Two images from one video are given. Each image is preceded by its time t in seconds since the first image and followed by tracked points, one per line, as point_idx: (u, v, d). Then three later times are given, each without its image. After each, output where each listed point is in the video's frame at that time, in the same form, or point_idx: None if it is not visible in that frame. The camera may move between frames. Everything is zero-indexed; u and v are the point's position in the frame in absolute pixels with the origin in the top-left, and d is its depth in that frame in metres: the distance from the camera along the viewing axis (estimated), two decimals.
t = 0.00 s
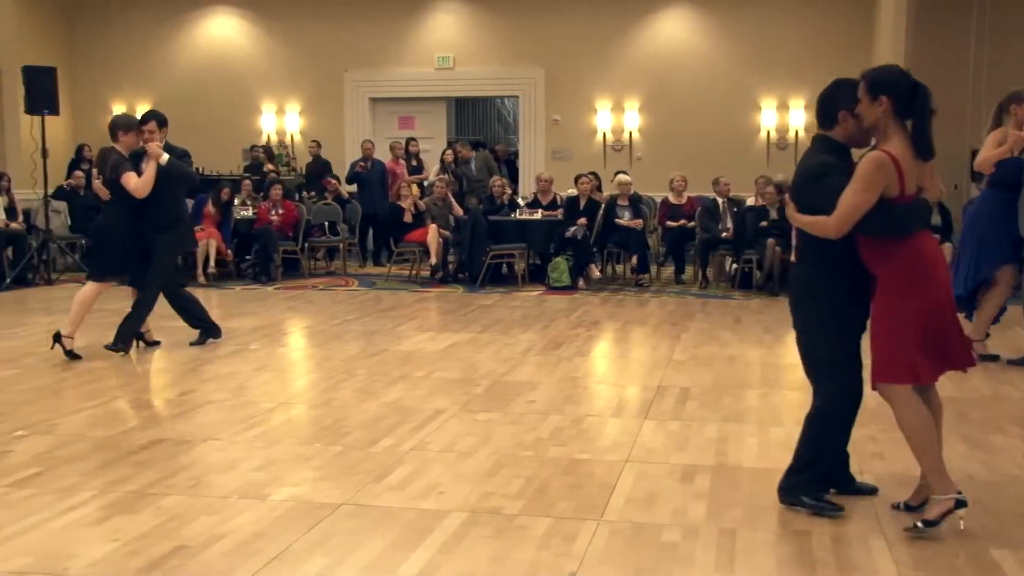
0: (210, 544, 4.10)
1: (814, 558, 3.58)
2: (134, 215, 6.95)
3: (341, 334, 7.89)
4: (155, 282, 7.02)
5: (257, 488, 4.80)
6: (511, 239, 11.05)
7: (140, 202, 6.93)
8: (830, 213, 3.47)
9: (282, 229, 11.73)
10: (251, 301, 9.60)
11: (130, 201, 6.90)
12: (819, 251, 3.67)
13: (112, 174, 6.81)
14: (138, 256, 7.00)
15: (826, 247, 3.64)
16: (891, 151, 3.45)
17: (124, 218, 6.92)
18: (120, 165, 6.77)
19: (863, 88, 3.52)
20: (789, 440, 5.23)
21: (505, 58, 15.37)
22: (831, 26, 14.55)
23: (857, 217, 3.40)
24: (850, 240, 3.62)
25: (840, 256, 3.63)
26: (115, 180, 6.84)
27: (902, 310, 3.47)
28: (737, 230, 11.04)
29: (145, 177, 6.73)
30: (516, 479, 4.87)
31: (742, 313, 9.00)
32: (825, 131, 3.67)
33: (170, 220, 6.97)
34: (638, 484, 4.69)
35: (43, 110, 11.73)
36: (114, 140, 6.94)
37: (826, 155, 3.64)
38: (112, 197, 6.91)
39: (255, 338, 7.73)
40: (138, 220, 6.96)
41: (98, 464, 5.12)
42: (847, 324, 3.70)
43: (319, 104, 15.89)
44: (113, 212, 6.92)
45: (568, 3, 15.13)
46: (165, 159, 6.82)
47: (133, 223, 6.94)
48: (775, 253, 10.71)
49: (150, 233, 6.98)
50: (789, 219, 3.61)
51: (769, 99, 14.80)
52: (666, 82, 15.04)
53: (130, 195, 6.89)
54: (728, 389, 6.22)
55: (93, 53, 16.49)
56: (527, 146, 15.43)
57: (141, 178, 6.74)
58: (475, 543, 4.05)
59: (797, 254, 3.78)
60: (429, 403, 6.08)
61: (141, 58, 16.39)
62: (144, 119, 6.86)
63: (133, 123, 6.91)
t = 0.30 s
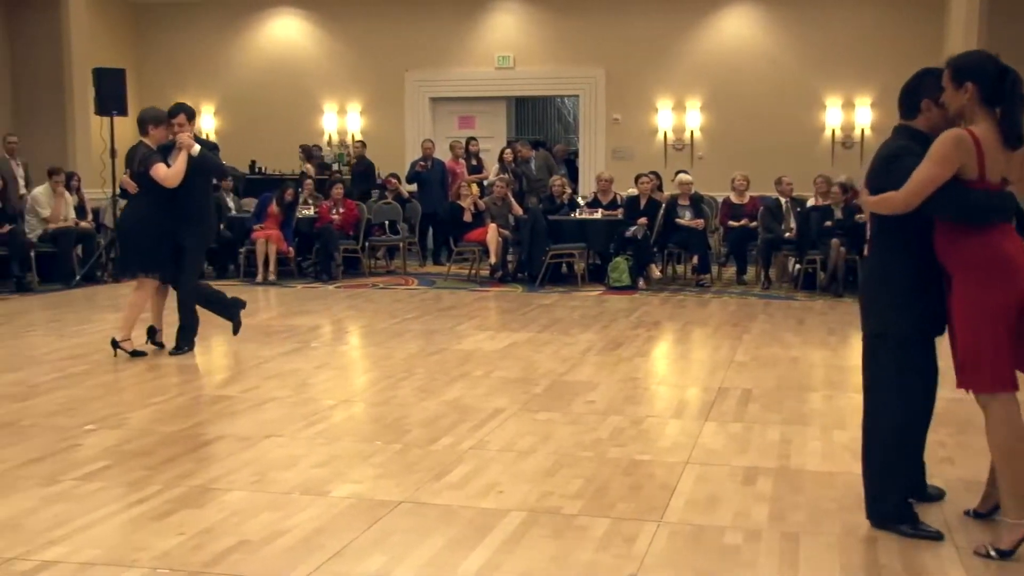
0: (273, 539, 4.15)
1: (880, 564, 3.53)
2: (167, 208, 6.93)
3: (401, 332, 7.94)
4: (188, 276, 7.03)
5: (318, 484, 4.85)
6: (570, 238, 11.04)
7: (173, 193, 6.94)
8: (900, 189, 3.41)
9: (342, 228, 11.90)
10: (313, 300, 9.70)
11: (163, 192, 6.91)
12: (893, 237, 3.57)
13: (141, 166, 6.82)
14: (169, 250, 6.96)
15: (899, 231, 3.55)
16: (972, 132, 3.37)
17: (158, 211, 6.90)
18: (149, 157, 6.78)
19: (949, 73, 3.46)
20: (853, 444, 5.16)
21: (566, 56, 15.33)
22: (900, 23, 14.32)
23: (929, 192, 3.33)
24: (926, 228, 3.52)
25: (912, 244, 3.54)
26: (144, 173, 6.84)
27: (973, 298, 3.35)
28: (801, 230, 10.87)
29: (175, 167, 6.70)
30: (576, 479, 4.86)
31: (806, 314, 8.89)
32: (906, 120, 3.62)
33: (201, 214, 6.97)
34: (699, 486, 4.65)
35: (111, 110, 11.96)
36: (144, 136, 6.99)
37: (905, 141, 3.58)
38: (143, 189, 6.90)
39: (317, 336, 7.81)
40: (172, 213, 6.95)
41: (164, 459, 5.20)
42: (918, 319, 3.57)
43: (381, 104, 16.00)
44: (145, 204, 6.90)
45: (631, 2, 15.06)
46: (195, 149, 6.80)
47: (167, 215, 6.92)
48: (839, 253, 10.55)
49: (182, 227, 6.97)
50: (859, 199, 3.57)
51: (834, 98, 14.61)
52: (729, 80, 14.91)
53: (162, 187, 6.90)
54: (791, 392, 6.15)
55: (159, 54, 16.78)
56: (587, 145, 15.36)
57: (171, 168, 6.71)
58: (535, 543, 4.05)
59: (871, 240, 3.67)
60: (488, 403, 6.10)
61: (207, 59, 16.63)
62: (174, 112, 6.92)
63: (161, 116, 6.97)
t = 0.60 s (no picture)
0: (341, 535, 4.19)
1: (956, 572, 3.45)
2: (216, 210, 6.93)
3: (467, 332, 7.97)
4: (241, 274, 7.13)
5: (385, 482, 4.89)
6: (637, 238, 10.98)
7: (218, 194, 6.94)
8: (976, 194, 3.38)
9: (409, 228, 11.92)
10: (380, 299, 9.78)
11: (210, 194, 6.89)
12: (968, 241, 3.51)
13: (187, 168, 6.78)
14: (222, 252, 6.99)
15: (977, 233, 3.48)
16: None
17: (206, 214, 6.87)
18: (196, 158, 6.76)
19: None
20: (927, 449, 5.06)
21: (634, 56, 15.26)
22: (979, 19, 13.99)
23: (1003, 195, 3.29)
24: (1005, 230, 3.43)
25: (990, 247, 3.46)
26: (189, 175, 6.80)
27: None
28: (873, 230, 10.69)
29: (224, 168, 6.72)
30: (642, 480, 4.83)
31: (879, 316, 8.74)
32: (989, 120, 3.54)
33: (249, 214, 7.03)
34: (768, 489, 4.60)
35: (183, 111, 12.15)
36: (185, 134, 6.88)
37: (986, 142, 3.51)
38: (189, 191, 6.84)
39: (384, 335, 7.88)
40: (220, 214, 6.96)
41: (234, 455, 5.28)
42: (998, 326, 3.46)
43: (449, 104, 16.09)
44: (193, 207, 6.85)
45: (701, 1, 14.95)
46: (242, 147, 6.84)
47: (216, 217, 6.91)
48: (913, 254, 10.40)
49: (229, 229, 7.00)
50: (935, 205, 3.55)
51: (910, 96, 14.34)
52: (799, 79, 14.73)
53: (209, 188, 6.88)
54: (862, 395, 6.04)
55: (231, 55, 17.04)
56: (655, 144, 15.26)
57: (219, 169, 6.73)
58: (601, 544, 4.04)
59: (947, 245, 3.62)
60: (554, 403, 6.09)
61: (277, 60, 16.86)
62: (214, 111, 6.85)
63: (203, 114, 6.84)
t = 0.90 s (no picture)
0: (414, 533, 4.22)
1: None
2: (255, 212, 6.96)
3: (539, 333, 7.97)
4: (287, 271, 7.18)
5: (457, 481, 4.91)
6: (711, 239, 10.86)
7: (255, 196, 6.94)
8: None
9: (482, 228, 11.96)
10: (452, 299, 9.83)
11: (246, 197, 6.91)
12: None
13: (231, 171, 6.77)
14: (269, 251, 7.04)
15: None
16: None
17: (245, 216, 6.93)
18: (239, 162, 6.75)
19: None
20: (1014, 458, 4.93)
21: (708, 55, 15.13)
22: None
23: None
24: None
25: None
26: (232, 178, 6.81)
27: None
28: (958, 232, 10.45)
29: (268, 173, 6.73)
30: (716, 484, 4.79)
31: (962, 319, 8.54)
32: None
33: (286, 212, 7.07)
34: (847, 495, 4.52)
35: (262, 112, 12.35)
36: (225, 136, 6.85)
37: None
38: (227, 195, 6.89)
39: (456, 335, 7.91)
40: (259, 215, 6.99)
41: (309, 452, 5.35)
42: None
43: (522, 104, 16.11)
44: (233, 210, 6.91)
45: None
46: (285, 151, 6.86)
47: (255, 220, 6.95)
48: (1001, 255, 10.12)
49: (270, 229, 7.04)
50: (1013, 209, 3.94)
51: (998, 94, 13.99)
52: (881, 77, 14.48)
53: (245, 189, 6.89)
54: (945, 401, 5.91)
55: (306, 58, 17.25)
56: (731, 144, 15.11)
57: (263, 174, 6.73)
58: (675, 547, 4.01)
59: None
60: (627, 404, 6.07)
61: (353, 62, 17.03)
62: (256, 113, 6.88)
63: (247, 118, 6.84)
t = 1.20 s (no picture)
0: (491, 534, 4.22)
1: None
2: (305, 211, 7.03)
3: (616, 334, 7.93)
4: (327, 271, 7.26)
5: (534, 483, 4.90)
6: (794, 241, 10.68)
7: (310, 197, 7.03)
8: None
9: (559, 229, 11.94)
10: (528, 300, 9.83)
11: (302, 196, 6.98)
12: None
13: (286, 169, 6.85)
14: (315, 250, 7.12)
15: None
16: None
17: (299, 214, 6.99)
18: (294, 161, 6.82)
19: None
20: None
21: (790, 55, 14.96)
22: None
23: None
24: None
25: None
26: (287, 176, 6.88)
27: None
28: None
29: (323, 173, 6.81)
30: (797, 490, 4.71)
31: None
32: None
33: (336, 212, 7.13)
34: (934, 504, 4.42)
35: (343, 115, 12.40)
36: (282, 134, 6.95)
37: None
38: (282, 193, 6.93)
39: (532, 336, 7.91)
40: (309, 214, 7.06)
41: (386, 451, 5.38)
42: None
43: (601, 105, 16.08)
44: (289, 207, 6.95)
45: None
46: (341, 153, 6.94)
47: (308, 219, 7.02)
48: None
49: (318, 230, 7.11)
50: None
51: None
52: (970, 76, 14.15)
53: (301, 188, 6.96)
54: None
55: (386, 61, 17.42)
56: (814, 145, 14.93)
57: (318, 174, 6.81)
58: (756, 553, 3.95)
59: None
60: (706, 407, 6.00)
61: (434, 62, 17.12)
62: (311, 112, 6.98)
63: (304, 116, 6.95)
